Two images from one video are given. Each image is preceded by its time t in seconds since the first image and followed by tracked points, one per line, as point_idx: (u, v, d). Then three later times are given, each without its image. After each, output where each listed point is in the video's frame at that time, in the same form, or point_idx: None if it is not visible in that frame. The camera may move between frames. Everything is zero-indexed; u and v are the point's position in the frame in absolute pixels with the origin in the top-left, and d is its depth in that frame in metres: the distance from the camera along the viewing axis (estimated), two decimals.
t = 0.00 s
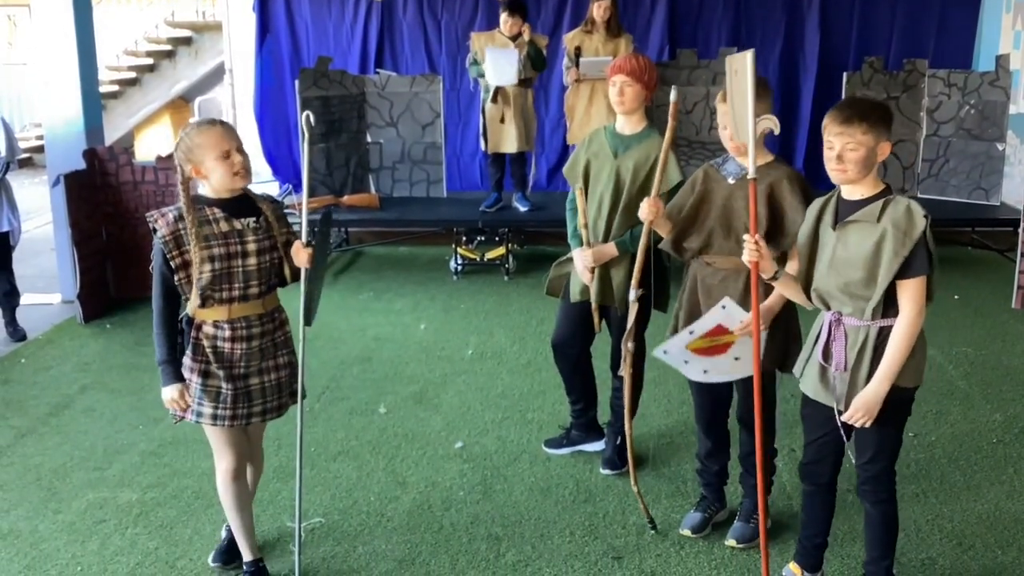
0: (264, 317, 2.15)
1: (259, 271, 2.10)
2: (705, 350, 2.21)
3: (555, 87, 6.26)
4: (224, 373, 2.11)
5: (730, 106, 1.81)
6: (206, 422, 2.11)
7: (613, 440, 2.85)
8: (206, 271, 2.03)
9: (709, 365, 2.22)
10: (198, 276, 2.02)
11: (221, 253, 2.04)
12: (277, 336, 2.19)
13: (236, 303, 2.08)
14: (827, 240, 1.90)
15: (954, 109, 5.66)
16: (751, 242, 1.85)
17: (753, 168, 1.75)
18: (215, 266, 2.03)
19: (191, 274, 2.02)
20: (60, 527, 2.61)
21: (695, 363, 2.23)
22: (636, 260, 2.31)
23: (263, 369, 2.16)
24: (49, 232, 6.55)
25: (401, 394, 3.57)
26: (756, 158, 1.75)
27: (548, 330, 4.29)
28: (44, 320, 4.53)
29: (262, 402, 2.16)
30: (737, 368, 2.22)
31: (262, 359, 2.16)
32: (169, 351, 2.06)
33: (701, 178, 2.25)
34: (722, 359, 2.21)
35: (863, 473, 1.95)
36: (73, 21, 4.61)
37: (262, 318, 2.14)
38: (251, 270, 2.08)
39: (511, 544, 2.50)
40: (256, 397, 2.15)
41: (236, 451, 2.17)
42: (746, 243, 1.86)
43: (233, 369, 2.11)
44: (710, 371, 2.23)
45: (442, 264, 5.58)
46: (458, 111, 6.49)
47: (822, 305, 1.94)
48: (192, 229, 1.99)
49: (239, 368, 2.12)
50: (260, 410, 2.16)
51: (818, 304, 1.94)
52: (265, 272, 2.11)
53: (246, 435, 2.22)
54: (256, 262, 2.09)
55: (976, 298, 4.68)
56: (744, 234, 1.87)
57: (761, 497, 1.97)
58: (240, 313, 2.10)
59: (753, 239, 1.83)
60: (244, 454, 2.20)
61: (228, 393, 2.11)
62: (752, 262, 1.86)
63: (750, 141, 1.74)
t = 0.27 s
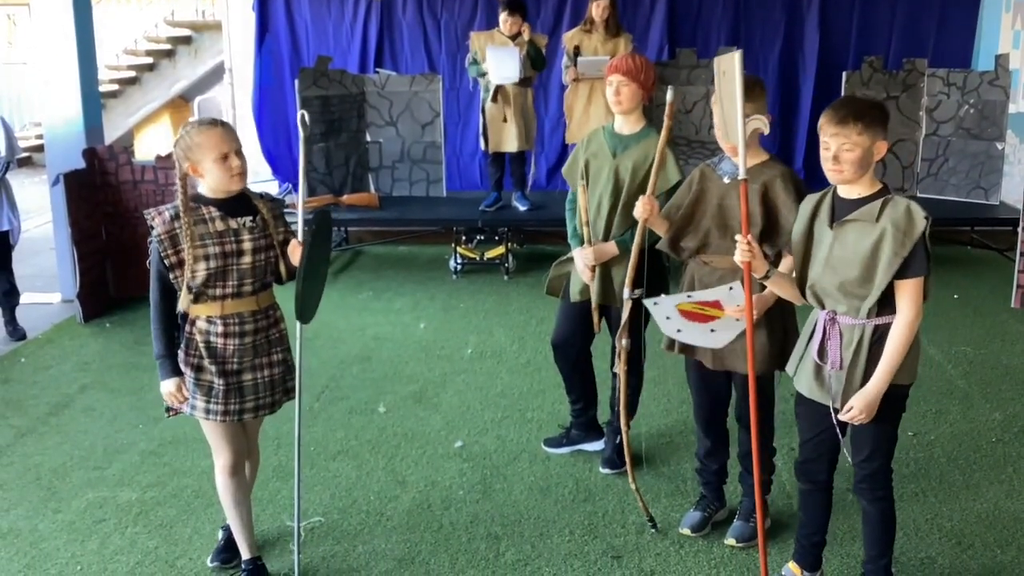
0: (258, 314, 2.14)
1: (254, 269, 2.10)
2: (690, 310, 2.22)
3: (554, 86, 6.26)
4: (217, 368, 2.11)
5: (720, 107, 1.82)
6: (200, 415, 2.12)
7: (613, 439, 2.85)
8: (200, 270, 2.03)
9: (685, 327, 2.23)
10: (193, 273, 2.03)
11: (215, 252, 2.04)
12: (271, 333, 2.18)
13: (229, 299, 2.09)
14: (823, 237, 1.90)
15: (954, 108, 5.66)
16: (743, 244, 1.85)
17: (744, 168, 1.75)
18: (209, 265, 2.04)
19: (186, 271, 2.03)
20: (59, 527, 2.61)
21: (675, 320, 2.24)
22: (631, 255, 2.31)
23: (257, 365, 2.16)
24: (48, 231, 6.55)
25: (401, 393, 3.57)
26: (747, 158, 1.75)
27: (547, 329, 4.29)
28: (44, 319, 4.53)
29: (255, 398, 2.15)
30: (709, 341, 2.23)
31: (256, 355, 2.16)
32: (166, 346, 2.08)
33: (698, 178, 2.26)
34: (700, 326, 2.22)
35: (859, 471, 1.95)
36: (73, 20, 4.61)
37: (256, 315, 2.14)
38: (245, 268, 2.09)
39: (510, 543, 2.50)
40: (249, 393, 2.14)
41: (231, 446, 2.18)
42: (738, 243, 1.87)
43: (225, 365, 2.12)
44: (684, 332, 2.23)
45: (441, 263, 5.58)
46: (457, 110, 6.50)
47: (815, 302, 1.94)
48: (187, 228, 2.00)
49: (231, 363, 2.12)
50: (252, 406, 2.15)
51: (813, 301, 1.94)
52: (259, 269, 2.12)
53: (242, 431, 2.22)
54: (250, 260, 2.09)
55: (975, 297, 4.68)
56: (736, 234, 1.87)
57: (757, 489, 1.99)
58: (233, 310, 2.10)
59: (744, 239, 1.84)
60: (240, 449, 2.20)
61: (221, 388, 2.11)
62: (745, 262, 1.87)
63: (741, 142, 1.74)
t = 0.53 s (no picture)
0: (251, 310, 2.14)
1: (246, 266, 2.10)
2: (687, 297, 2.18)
3: (553, 85, 6.26)
4: (209, 365, 2.11)
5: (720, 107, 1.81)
6: (194, 412, 2.12)
7: (612, 439, 2.85)
8: (193, 265, 2.05)
9: (679, 313, 2.20)
10: (185, 269, 2.04)
11: (208, 249, 2.05)
12: (265, 330, 2.17)
13: (221, 296, 2.09)
14: (827, 235, 1.90)
15: (953, 108, 5.66)
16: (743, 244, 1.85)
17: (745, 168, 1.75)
18: (202, 261, 2.05)
19: (179, 267, 2.04)
20: (58, 526, 2.61)
21: (670, 305, 2.19)
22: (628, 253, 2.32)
23: (251, 362, 2.15)
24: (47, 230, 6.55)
25: (400, 393, 3.57)
26: (748, 157, 1.75)
27: (546, 329, 4.29)
28: (43, 318, 4.53)
29: (248, 395, 2.14)
30: (701, 331, 2.20)
31: (250, 352, 2.15)
32: (160, 342, 2.09)
33: (695, 178, 2.26)
34: (695, 315, 2.19)
35: (857, 472, 1.96)
36: (72, 19, 4.61)
37: (249, 312, 2.13)
38: (237, 265, 2.09)
39: (510, 543, 2.50)
40: (242, 390, 2.13)
41: (227, 443, 2.17)
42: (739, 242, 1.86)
43: (218, 361, 2.11)
44: (678, 317, 2.20)
45: (440, 262, 5.58)
46: (457, 110, 6.50)
47: (815, 299, 1.94)
48: (179, 225, 2.00)
49: (224, 360, 2.12)
50: (245, 404, 2.14)
51: (812, 298, 1.94)
52: (252, 266, 2.12)
53: (239, 428, 2.21)
54: (243, 257, 2.09)
55: (974, 297, 4.68)
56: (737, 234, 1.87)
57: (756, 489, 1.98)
58: (225, 306, 2.10)
59: (745, 240, 1.84)
60: (237, 446, 2.20)
61: (214, 384, 2.11)
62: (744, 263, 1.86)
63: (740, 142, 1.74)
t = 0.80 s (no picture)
0: (248, 310, 2.13)
1: (243, 265, 2.10)
2: (682, 301, 2.21)
3: (553, 84, 6.25)
4: (206, 364, 2.11)
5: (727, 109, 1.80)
6: (190, 412, 2.12)
7: (611, 439, 2.86)
8: (189, 265, 2.04)
9: (675, 318, 2.22)
10: (182, 268, 2.04)
11: (205, 248, 2.05)
12: (263, 330, 2.17)
13: (218, 295, 2.09)
14: (838, 235, 1.90)
15: (952, 108, 5.66)
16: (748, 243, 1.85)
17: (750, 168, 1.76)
18: (198, 260, 2.05)
19: (176, 266, 2.04)
20: (57, 525, 2.60)
21: (667, 311, 2.22)
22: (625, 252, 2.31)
23: (247, 362, 2.15)
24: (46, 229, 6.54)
25: (399, 392, 3.57)
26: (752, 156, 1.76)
27: (546, 328, 4.29)
28: (42, 317, 4.53)
29: (244, 395, 2.14)
30: (698, 332, 2.22)
31: (246, 352, 2.15)
32: (158, 340, 2.10)
33: (692, 178, 2.26)
34: (691, 318, 2.21)
35: (861, 473, 1.96)
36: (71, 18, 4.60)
37: (246, 312, 2.13)
38: (234, 265, 2.08)
39: (509, 542, 2.50)
40: (238, 390, 2.13)
41: (226, 443, 2.18)
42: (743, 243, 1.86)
43: (215, 361, 2.11)
44: (675, 323, 2.22)
45: (440, 261, 5.58)
46: (456, 109, 6.50)
47: (823, 300, 1.95)
48: (177, 224, 2.00)
49: (221, 360, 2.12)
50: (242, 403, 2.14)
51: (820, 298, 1.95)
52: (249, 266, 2.11)
53: (237, 427, 2.22)
54: (240, 257, 2.08)
55: (973, 297, 4.68)
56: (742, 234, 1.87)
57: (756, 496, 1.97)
58: (222, 305, 2.10)
59: (750, 240, 1.84)
60: (235, 445, 2.20)
61: (210, 384, 2.11)
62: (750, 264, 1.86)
63: (746, 142, 1.74)
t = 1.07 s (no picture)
0: (248, 307, 2.14)
1: (242, 263, 2.10)
2: (679, 303, 2.19)
3: (552, 84, 6.25)
4: (208, 362, 2.11)
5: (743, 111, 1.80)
6: (193, 411, 2.12)
7: (611, 438, 2.86)
8: (188, 264, 2.04)
9: (672, 319, 2.21)
10: (181, 267, 2.03)
11: (203, 247, 2.05)
12: (263, 327, 2.18)
13: (218, 294, 2.09)
14: (851, 236, 1.90)
15: (951, 107, 5.66)
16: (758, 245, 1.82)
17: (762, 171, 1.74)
18: (197, 259, 2.05)
19: (175, 266, 2.03)
20: (56, 525, 2.60)
21: (663, 312, 2.21)
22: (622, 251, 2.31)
23: (249, 359, 2.15)
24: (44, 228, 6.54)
25: (398, 391, 3.57)
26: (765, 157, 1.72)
27: (544, 328, 4.29)
28: (40, 317, 4.53)
29: (247, 393, 2.14)
30: (697, 332, 2.22)
31: (248, 350, 2.15)
32: (160, 340, 2.09)
33: (689, 178, 2.26)
34: (688, 319, 2.21)
35: (863, 473, 1.96)
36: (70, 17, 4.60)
37: (247, 309, 2.14)
38: (233, 263, 2.08)
39: (507, 541, 2.50)
40: (241, 388, 2.14)
41: (226, 441, 2.18)
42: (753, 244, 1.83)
43: (216, 359, 2.11)
44: (672, 324, 2.22)
45: (439, 261, 5.58)
46: (455, 109, 6.51)
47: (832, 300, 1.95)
48: (174, 224, 2.00)
49: (222, 358, 2.12)
50: (244, 401, 2.15)
51: (829, 298, 1.96)
52: (248, 264, 2.11)
53: (237, 427, 2.21)
54: (239, 255, 2.09)
55: (972, 296, 4.69)
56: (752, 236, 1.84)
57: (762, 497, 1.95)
58: (222, 304, 2.10)
59: (761, 239, 1.81)
60: (236, 444, 2.20)
61: (212, 382, 2.11)
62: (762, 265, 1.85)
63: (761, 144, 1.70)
